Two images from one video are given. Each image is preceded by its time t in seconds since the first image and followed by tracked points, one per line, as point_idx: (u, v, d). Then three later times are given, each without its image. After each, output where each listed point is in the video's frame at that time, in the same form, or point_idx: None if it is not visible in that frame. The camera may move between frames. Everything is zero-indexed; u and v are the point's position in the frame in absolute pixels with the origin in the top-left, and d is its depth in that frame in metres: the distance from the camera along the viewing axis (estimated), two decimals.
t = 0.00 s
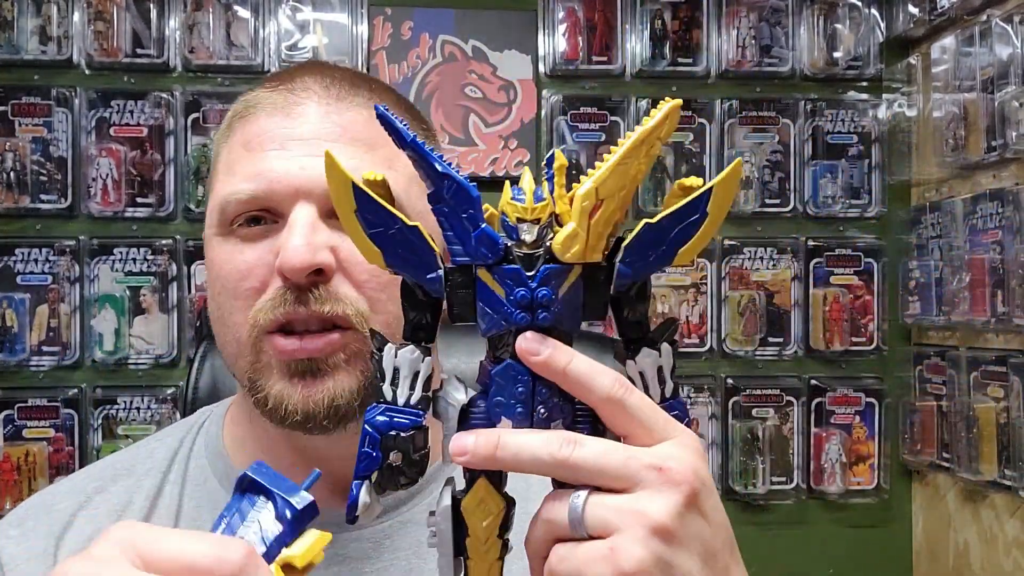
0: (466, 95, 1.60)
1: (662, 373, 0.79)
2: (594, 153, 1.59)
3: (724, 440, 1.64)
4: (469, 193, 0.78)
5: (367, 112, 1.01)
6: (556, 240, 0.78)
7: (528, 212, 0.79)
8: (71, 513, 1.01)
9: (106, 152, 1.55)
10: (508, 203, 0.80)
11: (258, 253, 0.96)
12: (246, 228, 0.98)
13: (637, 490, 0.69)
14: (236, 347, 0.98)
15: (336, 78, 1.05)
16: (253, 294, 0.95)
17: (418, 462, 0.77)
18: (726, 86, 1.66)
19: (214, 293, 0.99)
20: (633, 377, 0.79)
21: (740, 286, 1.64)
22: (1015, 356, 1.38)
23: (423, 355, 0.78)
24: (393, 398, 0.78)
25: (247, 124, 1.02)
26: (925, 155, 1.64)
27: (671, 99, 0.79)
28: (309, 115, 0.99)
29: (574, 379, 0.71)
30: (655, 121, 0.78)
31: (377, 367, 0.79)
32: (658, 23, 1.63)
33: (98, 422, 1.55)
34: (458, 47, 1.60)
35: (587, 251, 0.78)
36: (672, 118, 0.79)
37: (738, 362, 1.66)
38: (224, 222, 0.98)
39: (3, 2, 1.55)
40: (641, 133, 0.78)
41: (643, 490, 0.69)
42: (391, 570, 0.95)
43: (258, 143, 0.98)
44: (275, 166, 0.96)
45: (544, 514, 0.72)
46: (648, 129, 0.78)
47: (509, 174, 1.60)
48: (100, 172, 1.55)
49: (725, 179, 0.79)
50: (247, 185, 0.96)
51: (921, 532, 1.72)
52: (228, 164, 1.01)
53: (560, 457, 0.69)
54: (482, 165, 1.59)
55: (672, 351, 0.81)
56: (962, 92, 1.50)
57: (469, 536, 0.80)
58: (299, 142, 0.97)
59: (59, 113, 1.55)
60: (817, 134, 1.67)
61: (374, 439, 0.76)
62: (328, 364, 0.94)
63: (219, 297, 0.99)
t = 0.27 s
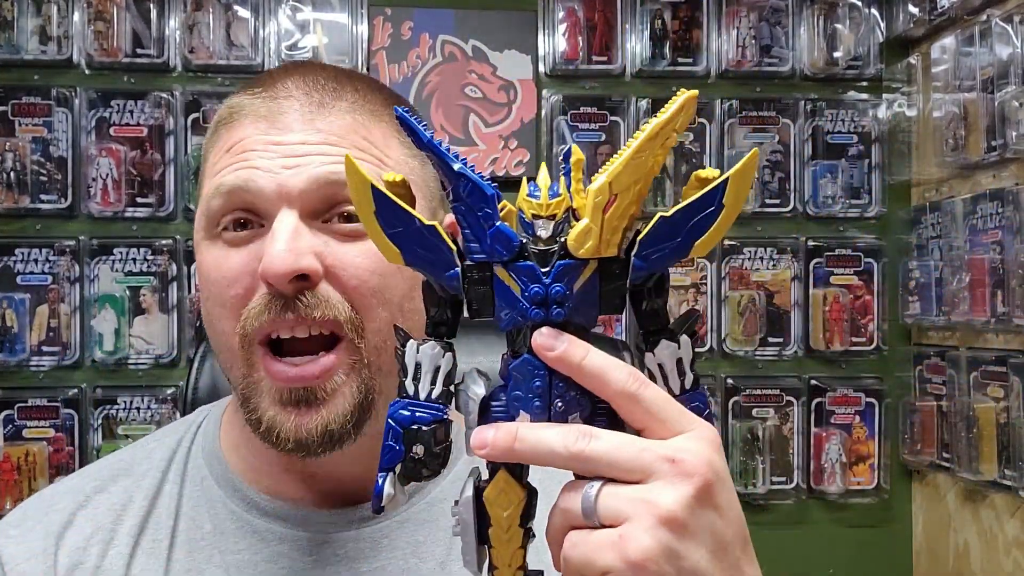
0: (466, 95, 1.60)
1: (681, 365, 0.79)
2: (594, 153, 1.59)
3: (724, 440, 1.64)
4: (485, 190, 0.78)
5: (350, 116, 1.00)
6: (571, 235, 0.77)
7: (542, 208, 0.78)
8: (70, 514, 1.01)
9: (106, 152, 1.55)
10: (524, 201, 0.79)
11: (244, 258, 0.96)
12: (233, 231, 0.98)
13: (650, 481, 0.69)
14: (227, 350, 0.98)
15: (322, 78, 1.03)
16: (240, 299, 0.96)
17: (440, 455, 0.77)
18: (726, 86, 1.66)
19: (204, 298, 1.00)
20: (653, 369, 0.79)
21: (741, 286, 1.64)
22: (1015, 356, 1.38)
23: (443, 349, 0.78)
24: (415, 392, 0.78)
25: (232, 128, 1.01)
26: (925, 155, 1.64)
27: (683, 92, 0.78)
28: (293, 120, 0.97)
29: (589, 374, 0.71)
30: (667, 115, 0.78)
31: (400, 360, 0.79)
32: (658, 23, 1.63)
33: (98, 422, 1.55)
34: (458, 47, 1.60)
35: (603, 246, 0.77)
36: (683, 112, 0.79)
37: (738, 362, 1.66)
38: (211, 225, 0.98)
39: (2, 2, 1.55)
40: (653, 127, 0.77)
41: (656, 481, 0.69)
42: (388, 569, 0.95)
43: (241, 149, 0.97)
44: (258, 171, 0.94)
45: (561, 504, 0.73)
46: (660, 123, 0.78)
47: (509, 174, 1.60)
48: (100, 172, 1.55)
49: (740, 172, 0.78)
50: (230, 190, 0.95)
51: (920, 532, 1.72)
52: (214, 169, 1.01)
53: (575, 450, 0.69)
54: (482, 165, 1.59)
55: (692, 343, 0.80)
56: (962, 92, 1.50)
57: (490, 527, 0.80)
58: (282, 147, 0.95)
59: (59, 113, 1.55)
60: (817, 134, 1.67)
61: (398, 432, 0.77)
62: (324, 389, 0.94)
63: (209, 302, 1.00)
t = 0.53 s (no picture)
0: (466, 95, 1.60)
1: (682, 364, 0.79)
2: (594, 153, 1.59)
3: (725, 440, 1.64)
4: (486, 191, 0.78)
5: (354, 116, 1.00)
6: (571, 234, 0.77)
7: (542, 208, 0.79)
8: (75, 514, 1.01)
9: (106, 152, 1.55)
10: (523, 201, 0.79)
11: (246, 258, 0.96)
12: (235, 231, 0.98)
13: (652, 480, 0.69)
14: (229, 349, 0.98)
15: (326, 79, 1.03)
16: (242, 298, 0.95)
17: (443, 455, 0.77)
18: (726, 86, 1.67)
19: (207, 297, 1.00)
20: (654, 368, 0.79)
21: (740, 286, 1.64)
22: (1015, 356, 1.38)
23: (445, 349, 0.78)
24: (417, 393, 0.78)
25: (236, 130, 1.01)
26: (925, 155, 1.64)
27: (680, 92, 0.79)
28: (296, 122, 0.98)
29: (590, 373, 0.71)
30: (666, 115, 0.78)
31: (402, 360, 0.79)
32: (658, 23, 1.63)
33: (98, 422, 1.55)
34: (458, 47, 1.60)
35: (603, 246, 0.77)
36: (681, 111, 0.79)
37: (739, 362, 1.66)
38: (214, 224, 0.98)
39: (3, 2, 1.55)
40: (651, 127, 0.78)
41: (658, 479, 0.69)
42: (392, 571, 0.95)
43: (244, 151, 0.97)
44: (260, 173, 0.94)
45: (562, 503, 0.72)
46: (658, 123, 0.78)
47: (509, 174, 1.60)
48: (100, 172, 1.55)
49: (739, 170, 0.78)
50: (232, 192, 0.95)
51: (920, 532, 1.72)
52: (218, 170, 1.01)
53: (577, 449, 0.69)
54: (482, 165, 1.59)
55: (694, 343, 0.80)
56: (962, 92, 1.50)
57: (494, 528, 0.80)
58: (283, 148, 0.95)
59: (59, 113, 1.55)
60: (817, 134, 1.67)
61: (400, 432, 0.77)
62: (318, 371, 0.93)
63: (212, 300, 0.99)
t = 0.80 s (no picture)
0: (466, 95, 1.60)
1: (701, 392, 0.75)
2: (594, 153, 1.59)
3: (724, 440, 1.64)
4: (478, 200, 0.73)
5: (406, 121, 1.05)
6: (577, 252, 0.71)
7: (545, 220, 0.74)
8: (75, 514, 1.01)
9: (106, 152, 1.55)
10: (525, 210, 0.75)
11: (300, 240, 0.95)
12: (287, 217, 0.97)
13: (661, 536, 0.68)
14: (271, 332, 0.95)
15: (375, 86, 1.09)
16: (295, 282, 0.94)
17: (431, 487, 0.75)
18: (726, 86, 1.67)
19: (246, 279, 0.97)
20: (669, 394, 0.75)
21: (741, 286, 1.64)
22: (1015, 356, 1.38)
23: (437, 373, 0.75)
24: (405, 419, 0.76)
25: (288, 116, 1.02)
26: (925, 155, 1.64)
27: (710, 86, 0.69)
28: (359, 116, 1.01)
29: (599, 409, 0.70)
30: (691, 112, 0.69)
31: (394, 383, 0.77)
32: (658, 23, 1.63)
33: (98, 422, 1.55)
34: (458, 47, 1.60)
35: (612, 264, 0.71)
36: (709, 107, 0.69)
37: (739, 362, 1.66)
38: (265, 207, 0.97)
39: (2, 2, 1.55)
40: (673, 127, 0.68)
41: (668, 537, 0.67)
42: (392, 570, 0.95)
43: (304, 135, 0.99)
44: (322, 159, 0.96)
45: (563, 551, 0.73)
46: (682, 122, 0.69)
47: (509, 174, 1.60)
48: (100, 172, 1.55)
49: (772, 179, 0.70)
50: (293, 173, 0.96)
51: (921, 532, 1.72)
52: (263, 154, 1.00)
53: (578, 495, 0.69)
54: (482, 165, 1.59)
55: (713, 368, 0.75)
56: (962, 91, 1.50)
57: (489, 560, 0.78)
58: (346, 138, 0.98)
59: (59, 113, 1.55)
60: (817, 134, 1.67)
61: (387, 462, 0.75)
62: (372, 355, 0.93)
63: (252, 283, 0.96)
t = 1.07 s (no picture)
0: (466, 95, 1.60)
1: (734, 408, 0.69)
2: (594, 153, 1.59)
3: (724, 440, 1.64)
4: (504, 193, 0.67)
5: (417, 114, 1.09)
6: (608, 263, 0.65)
7: (577, 221, 0.67)
8: (76, 515, 1.01)
9: (106, 152, 1.55)
10: (558, 207, 0.68)
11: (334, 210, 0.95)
12: (318, 192, 0.97)
13: (676, 559, 0.66)
14: (300, 302, 0.94)
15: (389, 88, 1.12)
16: (329, 250, 0.93)
17: (444, 479, 0.72)
18: (726, 86, 1.67)
19: (274, 252, 0.96)
20: (699, 409, 0.70)
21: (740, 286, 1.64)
22: (1015, 356, 1.38)
23: (456, 368, 0.70)
24: (420, 411, 0.72)
25: (311, 105, 1.03)
26: (924, 155, 1.65)
27: (780, 84, 0.59)
28: (383, 103, 1.04)
29: (622, 425, 0.66)
30: (755, 114, 0.60)
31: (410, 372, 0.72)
32: (658, 23, 1.63)
33: (98, 422, 1.55)
34: (459, 47, 1.61)
35: (647, 276, 0.65)
36: (778, 107, 0.60)
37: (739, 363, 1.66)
38: (296, 182, 0.98)
39: (3, 2, 1.55)
40: (730, 129, 0.60)
41: (682, 560, 0.66)
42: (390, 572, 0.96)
43: (332, 118, 1.00)
44: (355, 136, 0.98)
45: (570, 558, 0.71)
46: (742, 124, 0.60)
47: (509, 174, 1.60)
48: (100, 172, 1.55)
49: (833, 196, 0.63)
50: (327, 151, 0.98)
51: (920, 532, 1.72)
52: (290, 139, 1.01)
53: (593, 510, 0.67)
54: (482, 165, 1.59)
55: (750, 384, 0.70)
56: (962, 91, 1.50)
57: (500, 554, 0.74)
58: (373, 121, 1.00)
59: (59, 113, 1.55)
60: (817, 134, 1.67)
61: (398, 453, 0.72)
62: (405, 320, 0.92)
63: (282, 254, 0.95)
